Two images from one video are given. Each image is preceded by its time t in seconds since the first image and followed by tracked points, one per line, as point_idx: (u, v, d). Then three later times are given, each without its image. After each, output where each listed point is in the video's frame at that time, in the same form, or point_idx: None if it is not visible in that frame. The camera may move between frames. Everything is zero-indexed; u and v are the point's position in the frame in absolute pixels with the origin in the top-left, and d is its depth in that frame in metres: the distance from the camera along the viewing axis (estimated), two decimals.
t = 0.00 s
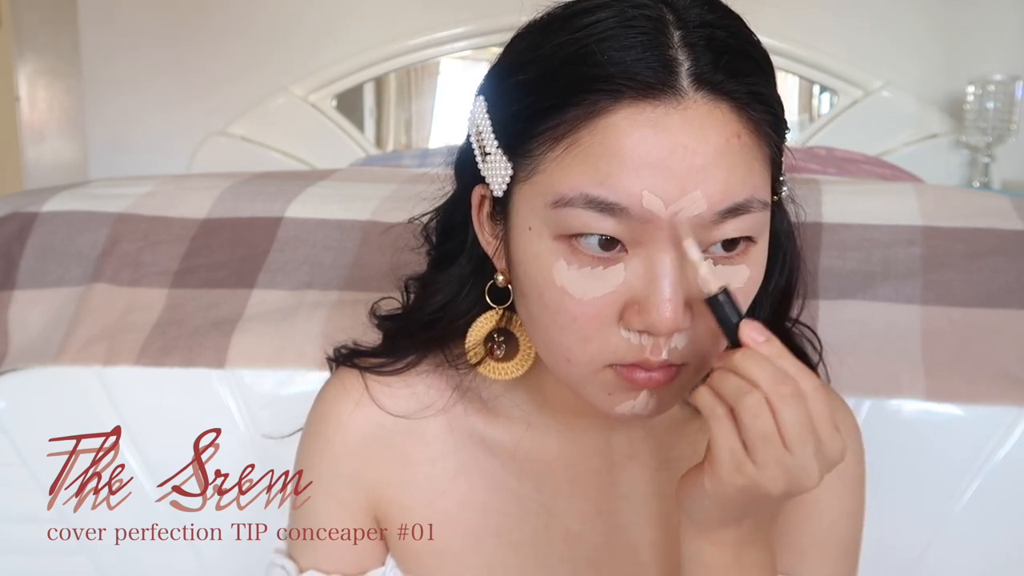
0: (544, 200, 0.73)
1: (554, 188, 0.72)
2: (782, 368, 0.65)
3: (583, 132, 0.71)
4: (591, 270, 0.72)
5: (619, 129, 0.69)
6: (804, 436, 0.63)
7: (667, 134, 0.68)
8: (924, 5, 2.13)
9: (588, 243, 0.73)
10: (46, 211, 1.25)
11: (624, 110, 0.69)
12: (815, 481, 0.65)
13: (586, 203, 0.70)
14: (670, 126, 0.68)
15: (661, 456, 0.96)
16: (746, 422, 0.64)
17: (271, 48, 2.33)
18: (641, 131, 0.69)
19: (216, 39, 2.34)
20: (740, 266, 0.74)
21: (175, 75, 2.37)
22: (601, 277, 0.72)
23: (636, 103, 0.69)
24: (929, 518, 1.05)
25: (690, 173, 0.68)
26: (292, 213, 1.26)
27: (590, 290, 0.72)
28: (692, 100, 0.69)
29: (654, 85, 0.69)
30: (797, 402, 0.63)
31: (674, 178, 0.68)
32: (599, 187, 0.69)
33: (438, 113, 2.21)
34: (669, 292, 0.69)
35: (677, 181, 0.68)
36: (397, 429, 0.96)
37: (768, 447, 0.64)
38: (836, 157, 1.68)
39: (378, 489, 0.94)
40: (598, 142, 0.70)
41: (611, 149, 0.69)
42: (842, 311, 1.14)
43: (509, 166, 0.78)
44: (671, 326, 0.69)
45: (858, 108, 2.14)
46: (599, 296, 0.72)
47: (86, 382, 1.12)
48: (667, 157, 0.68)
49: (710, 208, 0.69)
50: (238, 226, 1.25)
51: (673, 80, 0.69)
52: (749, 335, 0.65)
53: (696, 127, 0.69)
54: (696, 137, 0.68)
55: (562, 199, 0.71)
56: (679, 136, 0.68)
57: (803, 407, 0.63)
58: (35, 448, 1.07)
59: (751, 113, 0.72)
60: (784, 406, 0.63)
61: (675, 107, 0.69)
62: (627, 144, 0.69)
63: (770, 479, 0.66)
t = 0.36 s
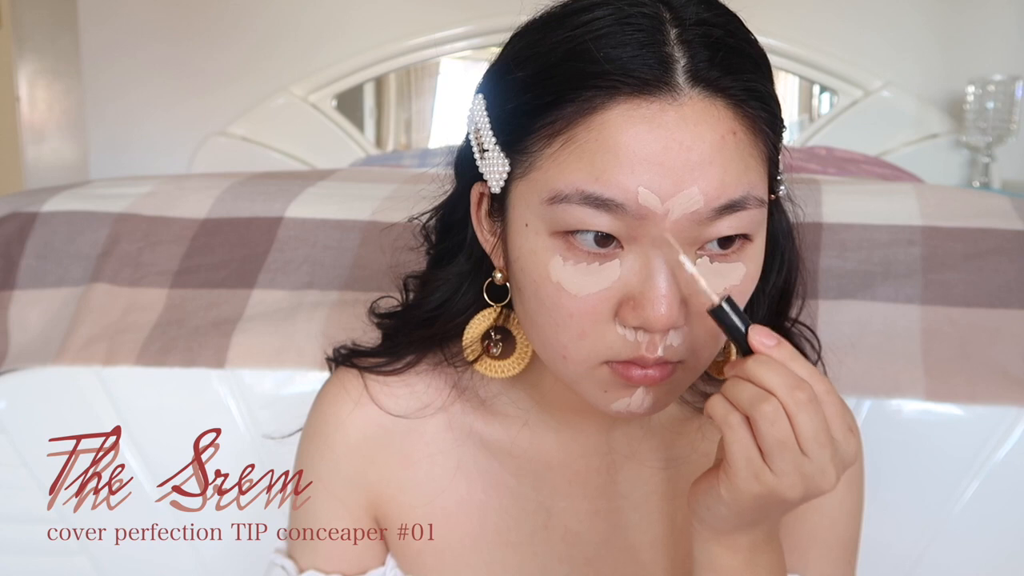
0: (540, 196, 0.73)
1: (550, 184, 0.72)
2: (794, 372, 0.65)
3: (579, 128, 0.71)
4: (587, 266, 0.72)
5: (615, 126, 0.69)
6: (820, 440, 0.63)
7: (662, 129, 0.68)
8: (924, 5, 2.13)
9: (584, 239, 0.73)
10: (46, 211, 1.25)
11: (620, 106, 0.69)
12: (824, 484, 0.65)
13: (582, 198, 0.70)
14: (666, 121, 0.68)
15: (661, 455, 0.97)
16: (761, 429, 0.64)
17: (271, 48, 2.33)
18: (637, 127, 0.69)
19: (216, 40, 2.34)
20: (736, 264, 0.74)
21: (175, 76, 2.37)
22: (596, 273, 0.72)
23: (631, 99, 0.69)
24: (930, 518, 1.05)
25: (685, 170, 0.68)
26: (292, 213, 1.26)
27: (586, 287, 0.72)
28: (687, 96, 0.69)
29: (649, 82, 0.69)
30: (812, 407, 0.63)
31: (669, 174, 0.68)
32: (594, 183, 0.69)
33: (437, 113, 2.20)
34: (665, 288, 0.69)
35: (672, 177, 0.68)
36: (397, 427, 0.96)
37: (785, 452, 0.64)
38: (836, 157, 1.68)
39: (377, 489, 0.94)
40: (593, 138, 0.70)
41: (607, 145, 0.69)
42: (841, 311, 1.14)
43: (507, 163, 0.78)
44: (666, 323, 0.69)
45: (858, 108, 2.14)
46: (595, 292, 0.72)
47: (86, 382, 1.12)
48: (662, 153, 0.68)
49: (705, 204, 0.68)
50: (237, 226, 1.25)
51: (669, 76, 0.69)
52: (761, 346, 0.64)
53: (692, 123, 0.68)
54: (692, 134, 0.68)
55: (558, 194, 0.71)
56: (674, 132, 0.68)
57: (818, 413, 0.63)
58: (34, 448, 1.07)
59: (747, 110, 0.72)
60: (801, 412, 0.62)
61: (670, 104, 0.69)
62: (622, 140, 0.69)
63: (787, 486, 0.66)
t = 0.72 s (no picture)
0: (543, 193, 0.73)
1: (553, 181, 0.72)
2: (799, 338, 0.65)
3: (581, 126, 0.71)
4: (588, 263, 0.72)
5: (618, 124, 0.69)
6: (831, 401, 0.63)
7: (664, 128, 0.68)
8: (924, 5, 2.13)
9: (586, 235, 0.73)
10: (46, 211, 1.25)
11: (622, 105, 0.69)
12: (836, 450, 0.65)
13: (585, 195, 0.70)
14: (668, 120, 0.68)
15: (661, 453, 0.97)
16: (773, 392, 0.64)
17: (271, 48, 2.33)
18: (639, 126, 0.69)
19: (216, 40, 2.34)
20: (736, 261, 0.74)
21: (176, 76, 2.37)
22: (598, 270, 0.72)
23: (634, 98, 0.69)
24: (929, 518, 1.05)
25: (687, 168, 0.68)
26: (293, 213, 1.26)
27: (587, 283, 0.72)
28: (689, 96, 0.69)
29: (652, 81, 0.69)
30: (820, 367, 0.63)
31: (671, 173, 0.68)
32: (597, 181, 0.69)
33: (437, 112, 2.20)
34: (666, 285, 0.69)
35: (674, 176, 0.68)
36: (398, 426, 0.96)
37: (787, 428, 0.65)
38: (836, 157, 1.68)
39: (379, 488, 0.93)
40: (596, 135, 0.70)
41: (610, 143, 0.69)
42: (842, 311, 1.14)
43: (509, 160, 0.78)
44: (667, 320, 0.69)
45: (858, 108, 2.14)
46: (597, 289, 0.72)
47: (86, 383, 1.12)
48: (665, 152, 0.68)
49: (706, 203, 0.69)
50: (237, 226, 1.25)
51: (671, 76, 0.69)
52: (760, 313, 0.66)
53: (694, 123, 0.69)
54: (694, 133, 0.68)
55: (560, 191, 0.71)
56: (676, 131, 0.68)
57: (827, 372, 0.63)
58: (35, 448, 1.07)
59: (748, 110, 0.72)
60: (810, 372, 0.63)
61: (672, 103, 0.69)
62: (625, 138, 0.69)
63: (801, 449, 0.66)
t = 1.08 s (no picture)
0: (540, 187, 0.73)
1: (550, 175, 0.72)
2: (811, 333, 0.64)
3: (578, 121, 0.71)
4: (585, 256, 0.72)
5: (613, 119, 0.69)
6: (840, 398, 0.63)
7: (659, 122, 0.69)
8: (924, 5, 2.13)
9: (582, 229, 0.73)
10: (46, 211, 1.24)
11: (617, 100, 0.70)
12: (844, 441, 0.65)
13: (580, 188, 0.70)
14: (663, 115, 0.69)
15: (660, 453, 0.97)
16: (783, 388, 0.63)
17: (271, 48, 2.33)
18: (634, 120, 0.69)
19: (216, 40, 2.34)
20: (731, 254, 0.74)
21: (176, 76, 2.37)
22: (594, 263, 0.72)
23: (629, 93, 0.69)
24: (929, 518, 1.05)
25: (681, 162, 0.68)
26: (293, 213, 1.26)
27: (584, 276, 0.72)
28: (684, 91, 0.69)
29: (647, 76, 0.69)
30: (831, 365, 0.62)
31: (665, 166, 0.68)
32: (594, 174, 0.69)
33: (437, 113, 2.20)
34: (661, 278, 0.69)
35: (669, 169, 0.68)
36: (397, 425, 0.95)
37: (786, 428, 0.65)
38: (836, 157, 1.68)
39: (379, 488, 0.93)
40: (592, 130, 0.70)
41: (606, 137, 0.69)
42: (842, 310, 1.14)
43: (506, 154, 0.78)
44: (662, 312, 0.69)
45: (858, 108, 2.14)
46: (594, 283, 0.72)
47: (86, 383, 1.11)
48: (659, 146, 0.68)
49: (701, 196, 0.69)
50: (237, 226, 1.25)
51: (666, 71, 0.70)
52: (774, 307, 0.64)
53: (688, 116, 0.69)
54: (688, 127, 0.69)
55: (557, 185, 0.71)
56: (671, 125, 0.69)
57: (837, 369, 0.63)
58: (35, 448, 1.08)
59: (742, 106, 0.72)
60: (821, 370, 0.62)
61: (667, 98, 0.69)
62: (620, 133, 0.69)
63: (811, 444, 0.65)
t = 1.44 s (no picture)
0: (509, 161, 0.73)
1: (519, 148, 0.72)
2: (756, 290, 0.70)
3: (548, 93, 0.71)
4: (555, 239, 0.73)
5: (585, 91, 0.70)
6: (787, 349, 0.67)
7: (633, 97, 0.69)
8: (923, 5, 2.13)
9: (554, 210, 0.73)
10: (46, 211, 1.24)
11: (589, 73, 0.70)
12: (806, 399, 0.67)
13: (550, 162, 0.70)
14: (637, 89, 0.69)
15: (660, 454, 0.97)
16: (728, 346, 0.68)
17: (272, 48, 2.34)
18: (607, 95, 0.70)
19: (217, 40, 2.35)
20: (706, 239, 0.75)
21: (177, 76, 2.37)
22: (565, 245, 0.72)
23: (601, 66, 0.70)
24: (929, 518, 1.05)
25: (655, 138, 0.70)
26: (293, 213, 1.26)
27: (554, 259, 0.73)
28: (659, 64, 0.70)
29: (621, 49, 0.70)
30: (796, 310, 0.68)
31: (638, 141, 0.69)
32: (563, 148, 0.70)
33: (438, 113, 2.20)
34: (632, 263, 0.70)
35: (642, 144, 0.69)
36: (370, 434, 0.91)
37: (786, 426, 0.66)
38: (836, 158, 1.68)
39: (354, 500, 0.89)
40: (563, 104, 0.71)
41: (577, 110, 0.70)
42: (842, 311, 1.14)
43: (476, 129, 0.78)
44: (633, 297, 0.70)
45: (858, 108, 2.14)
46: (564, 265, 0.72)
47: (86, 383, 1.11)
48: (632, 120, 0.70)
49: (679, 171, 0.70)
50: (238, 226, 1.25)
51: (641, 44, 0.70)
52: (720, 268, 0.72)
53: (663, 90, 0.70)
54: (662, 100, 0.70)
55: (526, 159, 0.72)
56: (644, 98, 0.70)
57: (782, 322, 0.67)
58: (35, 447, 1.08)
59: (720, 79, 0.73)
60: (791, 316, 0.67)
61: (642, 71, 0.70)
62: (591, 107, 0.70)
63: (768, 399, 0.68)
